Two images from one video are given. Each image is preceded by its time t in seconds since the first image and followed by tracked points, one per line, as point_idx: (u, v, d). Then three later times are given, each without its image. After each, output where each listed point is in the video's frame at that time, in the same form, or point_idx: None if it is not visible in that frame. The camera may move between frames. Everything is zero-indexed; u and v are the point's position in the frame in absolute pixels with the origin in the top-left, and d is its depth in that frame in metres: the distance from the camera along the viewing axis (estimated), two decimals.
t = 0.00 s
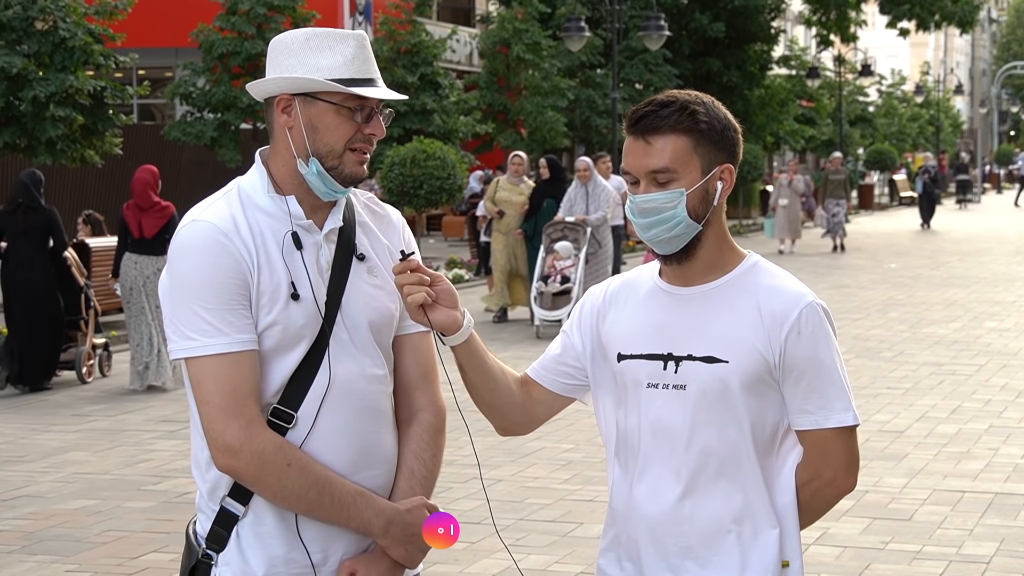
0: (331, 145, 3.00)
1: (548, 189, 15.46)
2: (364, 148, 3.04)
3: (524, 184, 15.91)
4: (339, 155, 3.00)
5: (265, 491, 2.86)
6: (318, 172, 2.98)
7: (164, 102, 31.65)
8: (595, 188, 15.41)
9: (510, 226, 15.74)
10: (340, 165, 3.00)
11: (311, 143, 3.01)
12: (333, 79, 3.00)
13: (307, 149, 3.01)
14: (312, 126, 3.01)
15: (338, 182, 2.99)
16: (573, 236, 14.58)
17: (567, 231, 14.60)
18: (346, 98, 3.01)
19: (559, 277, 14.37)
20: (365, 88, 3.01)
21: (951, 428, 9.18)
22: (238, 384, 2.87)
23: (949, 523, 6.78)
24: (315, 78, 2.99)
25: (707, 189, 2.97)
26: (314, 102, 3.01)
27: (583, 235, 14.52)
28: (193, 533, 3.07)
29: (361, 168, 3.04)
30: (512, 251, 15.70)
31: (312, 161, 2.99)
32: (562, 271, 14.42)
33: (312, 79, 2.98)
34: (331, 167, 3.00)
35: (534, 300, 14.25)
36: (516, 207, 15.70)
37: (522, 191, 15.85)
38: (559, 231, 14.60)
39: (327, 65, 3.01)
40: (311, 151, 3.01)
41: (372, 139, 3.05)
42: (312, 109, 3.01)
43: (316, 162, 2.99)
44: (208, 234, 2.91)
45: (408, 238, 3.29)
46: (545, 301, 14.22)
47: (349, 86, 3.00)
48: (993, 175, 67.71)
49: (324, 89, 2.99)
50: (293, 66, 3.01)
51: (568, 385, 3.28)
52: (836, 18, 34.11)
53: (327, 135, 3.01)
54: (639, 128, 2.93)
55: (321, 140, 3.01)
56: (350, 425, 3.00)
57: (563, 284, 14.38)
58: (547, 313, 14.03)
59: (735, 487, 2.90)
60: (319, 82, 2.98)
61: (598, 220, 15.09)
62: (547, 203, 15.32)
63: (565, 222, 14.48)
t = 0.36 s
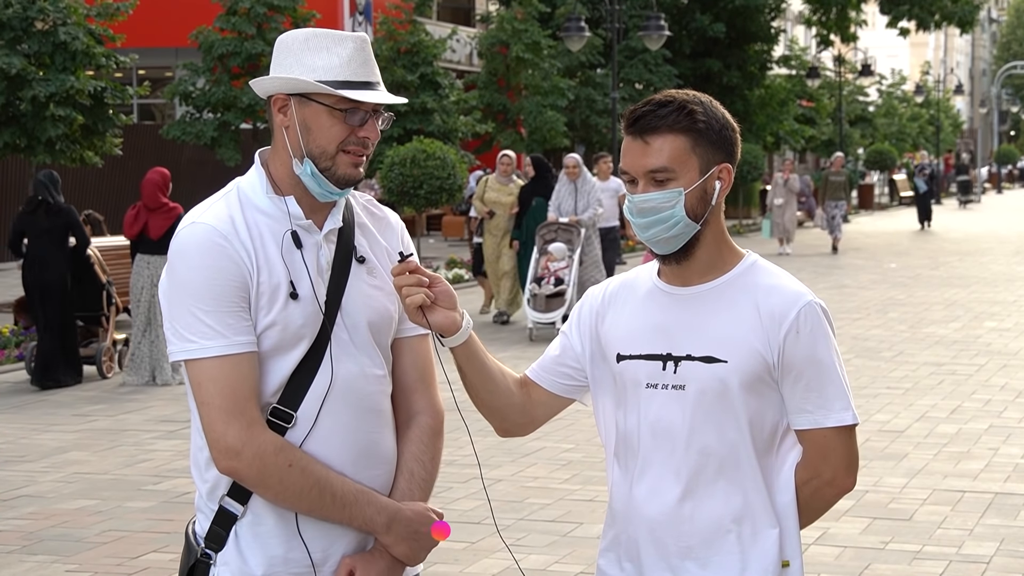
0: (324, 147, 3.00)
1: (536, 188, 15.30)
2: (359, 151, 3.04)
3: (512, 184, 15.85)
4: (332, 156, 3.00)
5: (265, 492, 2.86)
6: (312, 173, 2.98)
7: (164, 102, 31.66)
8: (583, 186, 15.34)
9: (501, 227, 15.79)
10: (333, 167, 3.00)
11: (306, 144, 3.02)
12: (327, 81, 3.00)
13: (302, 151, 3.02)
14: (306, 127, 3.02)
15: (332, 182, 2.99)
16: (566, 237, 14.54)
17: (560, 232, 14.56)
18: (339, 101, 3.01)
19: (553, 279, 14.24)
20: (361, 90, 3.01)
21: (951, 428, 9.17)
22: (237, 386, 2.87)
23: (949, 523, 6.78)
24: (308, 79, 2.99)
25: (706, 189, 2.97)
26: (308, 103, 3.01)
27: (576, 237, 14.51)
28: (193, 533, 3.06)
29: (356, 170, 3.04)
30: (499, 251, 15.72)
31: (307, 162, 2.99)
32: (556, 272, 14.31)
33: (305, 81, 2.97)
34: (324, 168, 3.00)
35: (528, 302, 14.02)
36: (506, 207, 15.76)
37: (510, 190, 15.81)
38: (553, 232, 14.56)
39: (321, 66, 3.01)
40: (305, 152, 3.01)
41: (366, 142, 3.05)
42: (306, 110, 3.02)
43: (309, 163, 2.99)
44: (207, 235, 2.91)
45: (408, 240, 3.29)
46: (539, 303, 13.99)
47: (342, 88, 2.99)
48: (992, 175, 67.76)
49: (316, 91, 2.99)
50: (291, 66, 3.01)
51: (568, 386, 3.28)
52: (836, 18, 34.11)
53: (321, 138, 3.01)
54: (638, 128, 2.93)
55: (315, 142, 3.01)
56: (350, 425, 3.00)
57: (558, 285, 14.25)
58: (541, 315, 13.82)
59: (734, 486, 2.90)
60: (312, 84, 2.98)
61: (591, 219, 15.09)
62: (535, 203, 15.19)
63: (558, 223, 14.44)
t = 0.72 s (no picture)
0: (318, 148, 3.00)
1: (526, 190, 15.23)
2: (355, 151, 3.03)
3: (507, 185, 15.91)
4: (327, 156, 2.99)
5: (265, 492, 2.86)
6: (307, 173, 2.98)
7: (164, 102, 31.64)
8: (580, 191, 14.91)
9: (492, 228, 15.72)
10: (328, 167, 2.99)
11: (301, 144, 3.01)
12: (323, 81, 2.99)
13: (297, 151, 3.02)
14: (301, 127, 3.02)
15: (330, 183, 2.99)
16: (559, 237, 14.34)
17: (552, 234, 14.34)
18: (334, 102, 3.01)
19: (546, 281, 14.15)
20: (358, 91, 3.01)
21: (951, 428, 9.17)
22: (236, 387, 2.87)
23: (949, 523, 6.78)
24: (305, 80, 2.98)
25: (706, 189, 2.96)
26: (305, 104, 3.01)
27: (569, 238, 14.30)
28: (193, 533, 3.06)
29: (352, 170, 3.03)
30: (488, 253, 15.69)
31: (303, 161, 2.99)
32: (549, 274, 14.22)
33: (302, 82, 2.97)
34: (320, 169, 2.99)
35: (521, 304, 14.07)
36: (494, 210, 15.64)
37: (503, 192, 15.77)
38: (546, 233, 14.33)
39: (317, 67, 3.01)
40: (300, 153, 3.01)
41: (361, 143, 3.04)
42: (303, 111, 3.02)
43: (306, 163, 2.99)
44: (205, 236, 2.91)
45: (407, 241, 3.29)
46: (532, 306, 14.03)
47: (338, 89, 2.99)
48: (992, 175, 67.76)
49: (311, 91, 2.99)
50: (287, 67, 3.02)
51: (567, 386, 3.27)
52: (836, 18, 34.13)
53: (317, 139, 3.00)
54: (637, 128, 2.93)
55: (309, 142, 3.01)
56: (349, 425, 3.00)
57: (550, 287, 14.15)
58: (534, 318, 13.83)
59: (733, 486, 2.90)
60: (308, 85, 2.98)
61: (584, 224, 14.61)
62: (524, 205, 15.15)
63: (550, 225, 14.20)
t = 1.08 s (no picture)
0: (307, 142, 3.00)
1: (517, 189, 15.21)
2: (343, 146, 3.02)
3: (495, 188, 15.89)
4: (315, 151, 3.00)
5: (264, 491, 2.86)
6: (298, 168, 2.99)
7: (164, 102, 31.64)
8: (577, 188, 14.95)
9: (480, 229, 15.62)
10: (316, 162, 3.00)
11: (292, 140, 3.02)
12: (314, 76, 3.01)
13: (290, 147, 3.03)
14: (293, 123, 3.03)
15: (321, 179, 2.98)
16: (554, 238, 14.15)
17: (547, 234, 14.16)
18: (322, 96, 3.02)
19: (540, 283, 13.86)
20: (352, 85, 3.01)
21: (951, 428, 9.16)
22: (236, 384, 2.87)
23: (949, 523, 6.78)
24: (297, 75, 3.00)
25: (706, 189, 2.96)
26: (296, 98, 3.02)
27: (563, 239, 14.10)
28: (191, 532, 3.06)
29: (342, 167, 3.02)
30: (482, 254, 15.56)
31: (294, 157, 2.99)
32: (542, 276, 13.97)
33: (291, 77, 2.98)
34: (309, 164, 2.99)
35: (514, 307, 13.77)
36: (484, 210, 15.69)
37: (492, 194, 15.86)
38: (540, 234, 14.15)
39: (308, 62, 3.02)
40: (291, 149, 3.02)
41: (350, 138, 3.03)
42: (295, 106, 3.03)
43: (296, 159, 2.99)
44: (208, 234, 2.91)
45: (407, 241, 3.28)
46: (526, 308, 13.73)
47: (330, 83, 3.00)
48: (992, 175, 67.76)
49: (301, 87, 3.00)
50: (282, 64, 3.04)
51: (566, 386, 3.27)
52: (836, 18, 34.14)
53: (306, 133, 3.01)
54: (638, 128, 2.93)
55: (299, 137, 3.01)
56: (347, 425, 3.00)
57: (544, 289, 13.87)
58: (526, 322, 13.52)
59: (732, 486, 2.90)
60: (299, 79, 2.99)
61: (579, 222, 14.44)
62: (517, 203, 15.15)
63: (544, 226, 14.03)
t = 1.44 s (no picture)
0: (289, 138, 3.03)
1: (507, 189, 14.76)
2: (323, 140, 3.03)
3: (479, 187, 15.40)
4: (295, 147, 3.01)
5: (263, 489, 2.86)
6: (283, 165, 3.01)
7: (163, 101, 31.63)
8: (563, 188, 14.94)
9: (465, 229, 15.22)
10: (298, 157, 3.01)
11: (278, 138, 3.06)
12: (296, 72, 3.02)
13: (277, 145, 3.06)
14: (279, 121, 3.05)
15: (307, 177, 2.99)
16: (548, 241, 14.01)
17: (541, 236, 14.03)
18: (298, 92, 3.04)
19: (533, 285, 13.68)
20: (337, 80, 3.01)
21: (950, 428, 9.16)
22: (236, 381, 2.87)
23: (949, 523, 6.77)
24: (277, 75, 3.02)
25: (707, 188, 2.96)
26: (281, 97, 3.05)
27: (557, 240, 13.94)
28: (192, 530, 3.06)
29: (326, 160, 3.02)
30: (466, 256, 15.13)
31: (281, 155, 3.02)
32: (536, 278, 13.78)
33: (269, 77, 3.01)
34: (292, 160, 3.02)
35: (508, 309, 13.58)
36: (469, 210, 15.23)
37: (476, 192, 15.36)
38: (534, 236, 14.01)
39: (288, 59, 3.03)
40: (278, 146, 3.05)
41: (330, 131, 3.04)
42: (281, 105, 3.05)
43: (282, 157, 3.01)
44: (208, 233, 2.92)
45: (409, 240, 3.28)
46: (520, 311, 13.55)
47: (309, 77, 3.00)
48: (992, 175, 67.80)
49: (278, 84, 3.04)
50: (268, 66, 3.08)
51: (567, 386, 3.27)
52: (836, 18, 34.13)
53: (289, 131, 3.03)
54: (638, 127, 2.93)
55: (284, 134, 3.04)
56: (348, 422, 3.00)
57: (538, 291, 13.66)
58: (520, 324, 13.35)
59: (734, 486, 2.90)
60: (277, 79, 3.02)
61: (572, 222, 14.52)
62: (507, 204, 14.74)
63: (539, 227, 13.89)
